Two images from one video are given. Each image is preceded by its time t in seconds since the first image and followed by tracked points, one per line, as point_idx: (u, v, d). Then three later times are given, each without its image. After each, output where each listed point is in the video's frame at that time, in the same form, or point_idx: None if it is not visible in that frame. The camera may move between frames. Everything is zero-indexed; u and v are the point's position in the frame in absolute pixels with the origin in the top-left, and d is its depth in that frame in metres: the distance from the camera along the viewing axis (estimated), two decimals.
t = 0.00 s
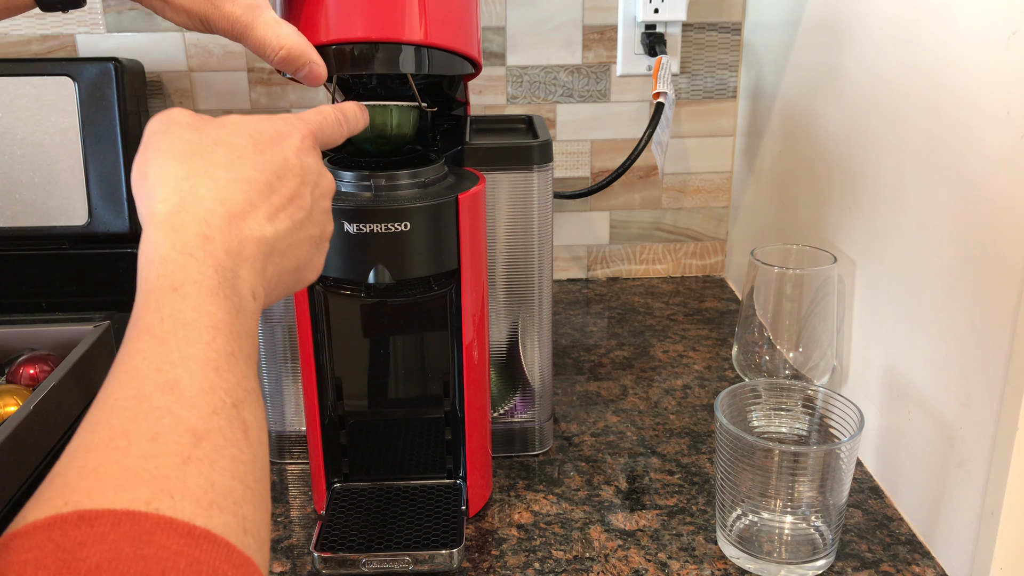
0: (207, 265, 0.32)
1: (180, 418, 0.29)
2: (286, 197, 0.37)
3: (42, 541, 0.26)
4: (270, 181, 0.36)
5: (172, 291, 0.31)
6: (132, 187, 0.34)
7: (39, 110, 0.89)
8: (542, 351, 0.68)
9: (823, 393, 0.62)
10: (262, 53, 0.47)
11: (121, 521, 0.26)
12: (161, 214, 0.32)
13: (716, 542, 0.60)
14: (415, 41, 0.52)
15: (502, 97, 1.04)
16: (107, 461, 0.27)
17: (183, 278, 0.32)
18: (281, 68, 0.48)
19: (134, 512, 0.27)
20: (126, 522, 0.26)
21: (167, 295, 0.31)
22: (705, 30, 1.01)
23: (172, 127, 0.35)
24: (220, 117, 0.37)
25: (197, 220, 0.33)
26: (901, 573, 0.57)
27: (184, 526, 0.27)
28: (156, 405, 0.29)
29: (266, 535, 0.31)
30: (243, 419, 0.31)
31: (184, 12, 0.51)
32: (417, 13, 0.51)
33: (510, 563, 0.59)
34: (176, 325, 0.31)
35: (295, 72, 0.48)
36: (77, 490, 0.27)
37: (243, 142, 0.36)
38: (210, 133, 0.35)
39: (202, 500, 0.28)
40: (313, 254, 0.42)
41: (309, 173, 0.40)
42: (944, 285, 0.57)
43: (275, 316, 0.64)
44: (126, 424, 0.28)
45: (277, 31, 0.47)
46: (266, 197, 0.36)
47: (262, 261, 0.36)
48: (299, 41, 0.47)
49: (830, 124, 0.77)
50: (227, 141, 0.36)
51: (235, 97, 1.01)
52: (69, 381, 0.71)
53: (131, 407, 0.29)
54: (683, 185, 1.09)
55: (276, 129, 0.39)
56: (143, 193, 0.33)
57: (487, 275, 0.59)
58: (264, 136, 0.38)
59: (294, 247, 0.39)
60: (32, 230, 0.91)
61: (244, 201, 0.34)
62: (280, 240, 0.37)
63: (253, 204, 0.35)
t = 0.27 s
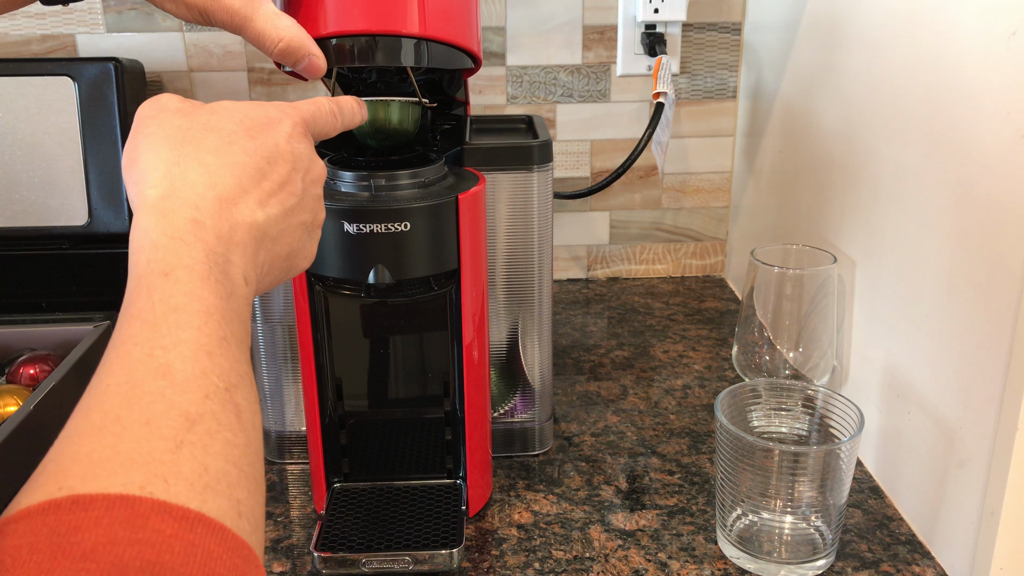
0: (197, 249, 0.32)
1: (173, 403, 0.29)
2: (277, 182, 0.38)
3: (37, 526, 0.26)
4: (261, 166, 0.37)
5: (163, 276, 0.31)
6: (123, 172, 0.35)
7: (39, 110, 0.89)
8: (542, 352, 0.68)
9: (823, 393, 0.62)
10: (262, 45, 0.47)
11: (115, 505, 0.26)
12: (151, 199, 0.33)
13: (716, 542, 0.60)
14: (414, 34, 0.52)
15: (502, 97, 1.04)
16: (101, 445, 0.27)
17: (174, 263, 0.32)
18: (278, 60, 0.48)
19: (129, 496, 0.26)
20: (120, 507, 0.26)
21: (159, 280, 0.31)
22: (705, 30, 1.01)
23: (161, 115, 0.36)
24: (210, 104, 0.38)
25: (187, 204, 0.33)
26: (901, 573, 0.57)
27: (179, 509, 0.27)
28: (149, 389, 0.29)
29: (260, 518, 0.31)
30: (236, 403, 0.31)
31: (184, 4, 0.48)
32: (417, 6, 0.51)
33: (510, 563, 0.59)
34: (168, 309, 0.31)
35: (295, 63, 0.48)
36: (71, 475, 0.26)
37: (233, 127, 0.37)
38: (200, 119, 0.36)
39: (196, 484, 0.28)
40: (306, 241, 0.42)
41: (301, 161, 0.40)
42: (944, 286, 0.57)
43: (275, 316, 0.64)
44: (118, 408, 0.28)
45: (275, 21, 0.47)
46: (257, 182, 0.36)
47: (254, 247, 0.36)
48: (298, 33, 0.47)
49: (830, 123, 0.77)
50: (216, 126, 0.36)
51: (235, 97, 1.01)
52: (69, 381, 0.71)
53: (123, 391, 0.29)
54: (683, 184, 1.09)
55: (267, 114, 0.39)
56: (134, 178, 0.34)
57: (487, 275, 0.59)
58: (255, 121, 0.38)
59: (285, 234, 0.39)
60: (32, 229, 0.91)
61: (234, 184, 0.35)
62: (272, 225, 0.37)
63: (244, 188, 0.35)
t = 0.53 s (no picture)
0: (193, 243, 0.32)
1: (169, 397, 0.29)
2: (272, 176, 0.38)
3: (33, 519, 0.26)
4: (256, 160, 0.37)
5: (159, 271, 0.31)
6: (120, 167, 0.35)
7: (39, 110, 0.89)
8: (542, 351, 0.68)
9: (823, 393, 0.62)
10: (262, 42, 0.47)
11: (113, 498, 0.26)
12: (147, 193, 0.33)
13: (716, 542, 0.60)
14: (412, 31, 0.52)
15: (502, 97, 1.04)
16: (97, 439, 0.27)
17: (169, 257, 0.32)
18: (277, 57, 0.48)
19: (126, 489, 0.26)
20: (117, 500, 0.26)
21: (154, 274, 0.31)
22: (705, 30, 1.01)
23: (156, 111, 0.36)
24: (205, 100, 0.38)
25: (182, 199, 0.33)
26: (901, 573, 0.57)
27: (175, 502, 0.27)
28: (145, 383, 0.29)
29: (257, 511, 0.31)
30: (231, 396, 0.31)
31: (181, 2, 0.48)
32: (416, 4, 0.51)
33: (510, 563, 0.59)
34: (163, 304, 0.31)
35: (295, 60, 0.48)
36: (68, 468, 0.26)
37: (228, 123, 0.37)
38: (195, 114, 0.36)
39: (192, 478, 0.28)
40: (301, 236, 0.42)
41: (297, 156, 0.40)
42: (944, 286, 0.57)
43: (274, 315, 0.64)
44: (114, 402, 0.28)
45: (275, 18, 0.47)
46: (252, 176, 0.36)
47: (249, 241, 0.36)
48: (297, 31, 0.47)
49: (830, 123, 0.77)
50: (211, 121, 0.36)
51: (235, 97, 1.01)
52: (69, 381, 0.71)
53: (119, 385, 0.29)
54: (683, 185, 1.09)
55: (262, 109, 0.39)
56: (130, 174, 0.34)
57: (487, 275, 0.59)
58: (250, 116, 0.38)
59: (282, 228, 0.39)
60: (31, 229, 0.91)
61: (229, 179, 0.35)
62: (267, 219, 0.37)
63: (238, 182, 0.35)
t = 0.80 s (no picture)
0: (194, 239, 0.32)
1: (170, 391, 0.29)
2: (273, 174, 0.38)
3: (33, 513, 0.26)
4: (257, 158, 0.37)
5: (160, 267, 0.31)
6: (121, 164, 0.35)
7: (39, 110, 0.89)
8: (542, 351, 0.68)
9: (823, 393, 0.62)
10: (263, 41, 0.47)
11: (112, 491, 0.26)
12: (148, 189, 0.33)
13: (716, 542, 0.60)
14: (412, 30, 0.52)
15: (502, 97, 1.04)
16: (97, 433, 0.27)
17: (170, 253, 0.32)
18: (279, 56, 0.48)
19: (125, 482, 0.26)
20: (116, 493, 0.26)
21: (155, 270, 0.31)
22: (705, 31, 1.01)
23: (159, 108, 0.36)
24: (208, 98, 0.38)
25: (184, 196, 0.33)
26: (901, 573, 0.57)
27: (175, 495, 0.27)
28: (145, 377, 0.29)
29: (257, 506, 0.31)
30: (232, 392, 0.31)
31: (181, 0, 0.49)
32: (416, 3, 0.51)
33: (510, 563, 0.59)
34: (164, 299, 0.31)
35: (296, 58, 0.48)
36: (68, 461, 0.26)
37: (230, 120, 0.37)
38: (197, 111, 0.36)
39: (192, 472, 0.28)
40: (301, 233, 0.42)
41: (298, 154, 0.40)
42: (944, 286, 0.57)
43: (274, 316, 0.64)
44: (114, 397, 0.28)
45: (275, 17, 0.46)
46: (253, 173, 0.36)
47: (249, 239, 0.36)
48: (298, 30, 0.47)
49: (830, 123, 0.77)
50: (213, 119, 0.36)
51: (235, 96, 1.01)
52: (69, 381, 0.71)
53: (120, 380, 0.29)
54: (683, 185, 1.09)
55: (264, 107, 0.39)
56: (132, 170, 0.34)
57: (487, 275, 0.59)
58: (252, 113, 0.38)
59: (282, 225, 0.39)
60: (31, 229, 0.91)
61: (230, 176, 0.35)
62: (268, 216, 0.37)
63: (239, 180, 0.35)
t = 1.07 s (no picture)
0: (197, 234, 0.32)
1: (172, 383, 0.29)
2: (276, 171, 0.38)
3: (36, 503, 0.26)
4: (260, 155, 0.37)
5: (163, 261, 0.31)
6: (125, 160, 0.35)
7: (39, 110, 0.89)
8: (542, 352, 0.68)
9: (823, 393, 0.62)
10: (262, 38, 0.47)
11: (114, 482, 0.26)
12: (151, 184, 0.33)
13: (716, 542, 0.60)
14: (412, 28, 0.52)
15: (502, 97, 1.04)
16: (100, 425, 0.27)
17: (173, 248, 0.32)
18: (278, 53, 0.48)
19: (128, 473, 0.26)
20: (119, 484, 0.26)
21: (158, 264, 0.31)
22: (705, 30, 1.01)
23: (162, 105, 0.36)
24: (211, 95, 0.38)
25: (187, 191, 0.33)
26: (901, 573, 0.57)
27: (177, 487, 0.27)
28: (148, 370, 0.29)
29: (259, 499, 0.31)
30: (235, 385, 0.31)
31: None
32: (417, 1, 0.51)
33: (510, 563, 0.59)
34: (167, 292, 0.31)
35: (295, 55, 0.48)
36: (71, 453, 0.26)
37: (233, 117, 0.37)
38: (201, 108, 0.36)
39: (194, 464, 0.28)
40: (303, 231, 0.42)
41: (300, 151, 0.40)
42: (944, 286, 0.57)
43: (274, 316, 0.64)
44: (118, 389, 0.28)
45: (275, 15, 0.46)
46: (256, 170, 0.36)
47: (251, 238, 0.36)
48: (298, 28, 0.47)
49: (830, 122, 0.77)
50: (216, 115, 0.36)
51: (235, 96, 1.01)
52: (69, 381, 0.71)
53: (123, 372, 0.29)
54: (683, 185, 1.09)
55: (267, 105, 0.39)
56: (136, 166, 0.34)
57: (487, 276, 0.59)
58: (255, 111, 0.38)
59: (285, 222, 0.39)
60: (31, 229, 0.91)
61: (233, 172, 0.35)
62: (270, 213, 0.37)
63: (243, 176, 0.35)
